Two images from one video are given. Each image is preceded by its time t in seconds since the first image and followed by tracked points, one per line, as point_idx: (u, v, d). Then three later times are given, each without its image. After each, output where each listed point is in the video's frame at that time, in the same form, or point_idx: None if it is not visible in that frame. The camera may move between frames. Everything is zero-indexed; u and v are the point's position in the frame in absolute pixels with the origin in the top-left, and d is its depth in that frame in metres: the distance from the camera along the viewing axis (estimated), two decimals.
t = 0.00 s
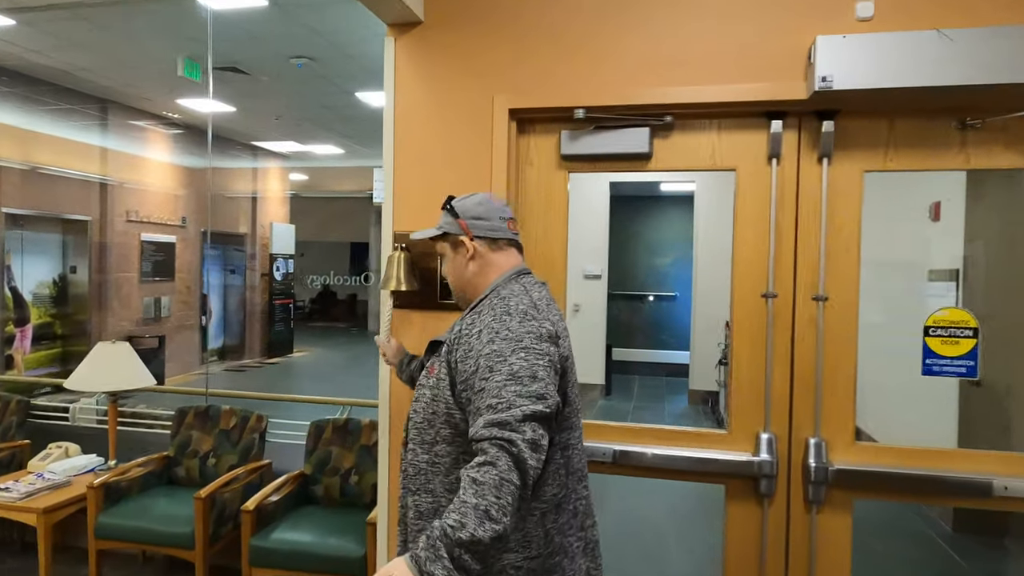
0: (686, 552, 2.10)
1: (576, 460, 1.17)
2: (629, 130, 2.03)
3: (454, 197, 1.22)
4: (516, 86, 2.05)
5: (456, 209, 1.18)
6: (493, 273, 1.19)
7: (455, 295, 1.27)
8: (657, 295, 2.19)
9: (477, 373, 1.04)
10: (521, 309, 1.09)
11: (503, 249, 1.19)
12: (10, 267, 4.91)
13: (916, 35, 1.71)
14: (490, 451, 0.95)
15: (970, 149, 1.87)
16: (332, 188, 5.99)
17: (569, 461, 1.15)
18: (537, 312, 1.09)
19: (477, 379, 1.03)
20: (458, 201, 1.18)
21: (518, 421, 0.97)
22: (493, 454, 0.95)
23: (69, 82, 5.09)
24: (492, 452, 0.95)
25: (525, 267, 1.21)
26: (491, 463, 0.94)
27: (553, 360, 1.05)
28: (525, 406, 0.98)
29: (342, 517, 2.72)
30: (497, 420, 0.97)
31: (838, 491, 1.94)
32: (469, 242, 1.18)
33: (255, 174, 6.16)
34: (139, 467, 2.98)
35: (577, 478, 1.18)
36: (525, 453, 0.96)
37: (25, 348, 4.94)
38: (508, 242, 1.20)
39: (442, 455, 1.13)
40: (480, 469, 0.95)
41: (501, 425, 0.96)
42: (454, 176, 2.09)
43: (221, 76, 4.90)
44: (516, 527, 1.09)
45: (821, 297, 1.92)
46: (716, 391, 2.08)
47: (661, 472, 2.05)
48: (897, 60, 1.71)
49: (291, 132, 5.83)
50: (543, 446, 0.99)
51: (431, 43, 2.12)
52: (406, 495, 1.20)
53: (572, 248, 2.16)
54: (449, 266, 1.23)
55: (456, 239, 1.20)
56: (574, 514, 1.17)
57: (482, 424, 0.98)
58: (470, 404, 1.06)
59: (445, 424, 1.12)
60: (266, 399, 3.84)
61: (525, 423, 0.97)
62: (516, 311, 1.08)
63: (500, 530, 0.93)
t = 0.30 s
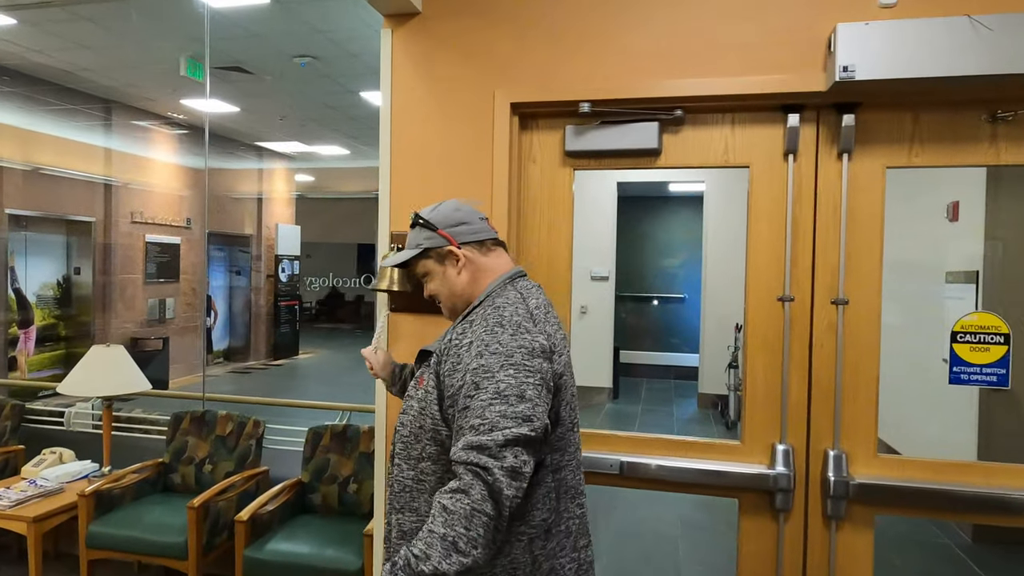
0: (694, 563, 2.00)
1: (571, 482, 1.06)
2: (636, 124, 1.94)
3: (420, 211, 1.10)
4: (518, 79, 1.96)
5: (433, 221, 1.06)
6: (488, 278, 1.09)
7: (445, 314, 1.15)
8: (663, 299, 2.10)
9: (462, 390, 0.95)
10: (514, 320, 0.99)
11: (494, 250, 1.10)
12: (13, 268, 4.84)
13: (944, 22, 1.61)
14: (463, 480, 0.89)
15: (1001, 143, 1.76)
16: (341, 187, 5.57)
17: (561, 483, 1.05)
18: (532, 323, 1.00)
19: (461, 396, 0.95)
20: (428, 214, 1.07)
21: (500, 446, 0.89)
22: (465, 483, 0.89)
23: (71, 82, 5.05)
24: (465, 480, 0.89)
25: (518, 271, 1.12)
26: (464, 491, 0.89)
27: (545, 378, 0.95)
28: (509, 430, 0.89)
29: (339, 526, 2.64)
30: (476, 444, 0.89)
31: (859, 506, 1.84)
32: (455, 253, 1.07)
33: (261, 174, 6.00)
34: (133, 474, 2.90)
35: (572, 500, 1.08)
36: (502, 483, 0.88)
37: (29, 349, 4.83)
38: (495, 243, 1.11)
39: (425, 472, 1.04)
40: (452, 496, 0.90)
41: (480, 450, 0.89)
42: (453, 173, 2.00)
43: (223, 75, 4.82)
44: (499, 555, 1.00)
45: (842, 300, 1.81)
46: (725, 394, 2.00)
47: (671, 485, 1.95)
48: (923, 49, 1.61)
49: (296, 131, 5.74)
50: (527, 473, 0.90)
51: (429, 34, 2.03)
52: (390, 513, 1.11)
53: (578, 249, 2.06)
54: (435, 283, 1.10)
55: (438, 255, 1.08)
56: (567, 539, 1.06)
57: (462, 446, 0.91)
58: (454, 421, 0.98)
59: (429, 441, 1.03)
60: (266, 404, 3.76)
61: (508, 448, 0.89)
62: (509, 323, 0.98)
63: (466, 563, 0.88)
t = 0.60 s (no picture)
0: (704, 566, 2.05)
1: (571, 495, 1.02)
2: (647, 123, 1.90)
3: (413, 211, 1.06)
4: (526, 76, 1.93)
5: (429, 220, 1.02)
6: (486, 279, 1.05)
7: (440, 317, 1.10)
8: (672, 299, 2.06)
9: (455, 402, 0.91)
10: (511, 328, 0.94)
11: (493, 251, 1.06)
12: (21, 270, 4.85)
13: (964, 15, 1.56)
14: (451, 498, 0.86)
15: None
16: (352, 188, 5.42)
17: (560, 496, 1.01)
18: (530, 330, 0.96)
19: (454, 409, 0.91)
20: (423, 213, 1.03)
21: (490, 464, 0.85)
22: (453, 500, 0.86)
23: (79, 84, 5.05)
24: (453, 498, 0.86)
25: (516, 271, 1.09)
26: (451, 509, 0.86)
27: (542, 390, 0.91)
28: (501, 447, 0.85)
29: (345, 531, 2.62)
30: (467, 461, 0.86)
31: (875, 514, 1.78)
32: (452, 254, 1.03)
33: (269, 176, 5.96)
34: (138, 478, 2.89)
35: (573, 511, 1.03)
36: (492, 502, 0.85)
37: (37, 351, 4.81)
38: (494, 243, 1.08)
39: (417, 485, 1.00)
40: (439, 512, 0.87)
41: (471, 466, 0.85)
42: (460, 172, 1.97)
43: (230, 77, 4.80)
44: (493, 572, 0.96)
45: (858, 303, 1.77)
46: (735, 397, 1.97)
47: (683, 491, 1.90)
48: (944, 44, 1.56)
49: (304, 133, 5.71)
50: (520, 491, 0.87)
51: (435, 32, 2.00)
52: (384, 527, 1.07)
53: (586, 249, 2.03)
54: (431, 286, 1.06)
55: (433, 256, 1.04)
56: (567, 553, 1.02)
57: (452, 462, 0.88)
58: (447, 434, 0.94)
59: (422, 453, 0.99)
60: (272, 407, 3.74)
61: (500, 466, 0.85)
62: (505, 330, 0.94)
63: None
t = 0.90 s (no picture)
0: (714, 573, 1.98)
1: (575, 505, 1.02)
2: (655, 125, 1.89)
3: (412, 211, 1.04)
4: (533, 79, 1.92)
5: (430, 221, 1.01)
6: (487, 283, 1.05)
7: (437, 321, 1.08)
8: (679, 302, 2.05)
9: (459, 414, 0.91)
10: (515, 337, 0.94)
11: (493, 255, 1.06)
12: (32, 273, 4.90)
13: (976, 17, 1.55)
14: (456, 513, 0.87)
15: None
16: (356, 191, 5.56)
17: (566, 507, 1.01)
18: (534, 339, 0.95)
19: (458, 421, 0.91)
20: (423, 214, 1.02)
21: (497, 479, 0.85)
22: (459, 515, 0.86)
23: (89, 87, 5.08)
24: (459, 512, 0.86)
25: (520, 276, 1.09)
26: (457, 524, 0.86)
27: (548, 401, 0.91)
28: (508, 461, 0.86)
29: (352, 533, 2.62)
30: (472, 476, 0.86)
31: (885, 519, 1.77)
32: (453, 257, 1.02)
33: (277, 180, 6.10)
34: (147, 480, 2.90)
35: (577, 520, 1.03)
36: (497, 517, 0.85)
37: (47, 353, 4.88)
38: (494, 247, 1.07)
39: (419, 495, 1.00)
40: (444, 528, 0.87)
41: (477, 481, 0.85)
42: (467, 175, 1.97)
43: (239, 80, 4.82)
44: None
45: (868, 307, 1.76)
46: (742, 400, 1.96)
47: (692, 496, 1.90)
48: (955, 46, 1.56)
49: (312, 136, 5.72)
50: (526, 505, 0.87)
51: (442, 35, 2.00)
52: (385, 538, 1.07)
53: (593, 251, 2.02)
54: (430, 289, 1.04)
55: (433, 259, 1.02)
56: (572, 563, 1.02)
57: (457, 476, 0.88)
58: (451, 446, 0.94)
59: (425, 465, 0.98)
60: (279, 409, 3.75)
61: (507, 480, 0.85)
62: (509, 340, 0.93)
63: None
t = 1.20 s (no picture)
0: None
1: (580, 514, 1.02)
2: (661, 129, 1.90)
3: (418, 214, 1.05)
4: (540, 83, 1.93)
5: (436, 224, 1.02)
6: (493, 288, 1.05)
7: (443, 326, 1.08)
8: (686, 304, 2.05)
9: (462, 423, 0.91)
10: (519, 345, 0.94)
11: (500, 258, 1.07)
12: (43, 274, 4.94)
13: (984, 18, 1.54)
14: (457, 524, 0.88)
15: None
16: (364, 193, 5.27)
17: (570, 517, 1.01)
18: (539, 348, 0.95)
19: (461, 430, 0.91)
20: (430, 217, 1.03)
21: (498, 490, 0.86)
22: (459, 526, 0.87)
23: (99, 91, 5.13)
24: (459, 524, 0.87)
25: (526, 280, 1.09)
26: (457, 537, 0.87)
27: (551, 411, 0.91)
28: (509, 474, 0.86)
29: (360, 535, 2.63)
30: (473, 487, 0.86)
31: (894, 523, 1.76)
32: (460, 261, 1.03)
33: (285, 181, 5.90)
34: (156, 481, 2.92)
35: (583, 529, 1.03)
36: (498, 530, 0.85)
37: (57, 354, 4.89)
38: (501, 251, 1.08)
39: (422, 502, 1.01)
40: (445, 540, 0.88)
41: (478, 492, 0.86)
42: (475, 178, 1.98)
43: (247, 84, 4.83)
44: None
45: (876, 309, 1.75)
46: (750, 403, 1.95)
47: (699, 499, 1.90)
48: (963, 48, 1.55)
49: (319, 138, 5.71)
50: (527, 517, 0.87)
51: (448, 38, 2.01)
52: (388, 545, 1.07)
53: (600, 252, 2.02)
54: (436, 293, 1.04)
55: (440, 263, 1.03)
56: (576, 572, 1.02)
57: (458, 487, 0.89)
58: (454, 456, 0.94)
59: (428, 474, 0.99)
60: (287, 411, 3.75)
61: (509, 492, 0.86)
62: (514, 348, 0.94)
63: None
